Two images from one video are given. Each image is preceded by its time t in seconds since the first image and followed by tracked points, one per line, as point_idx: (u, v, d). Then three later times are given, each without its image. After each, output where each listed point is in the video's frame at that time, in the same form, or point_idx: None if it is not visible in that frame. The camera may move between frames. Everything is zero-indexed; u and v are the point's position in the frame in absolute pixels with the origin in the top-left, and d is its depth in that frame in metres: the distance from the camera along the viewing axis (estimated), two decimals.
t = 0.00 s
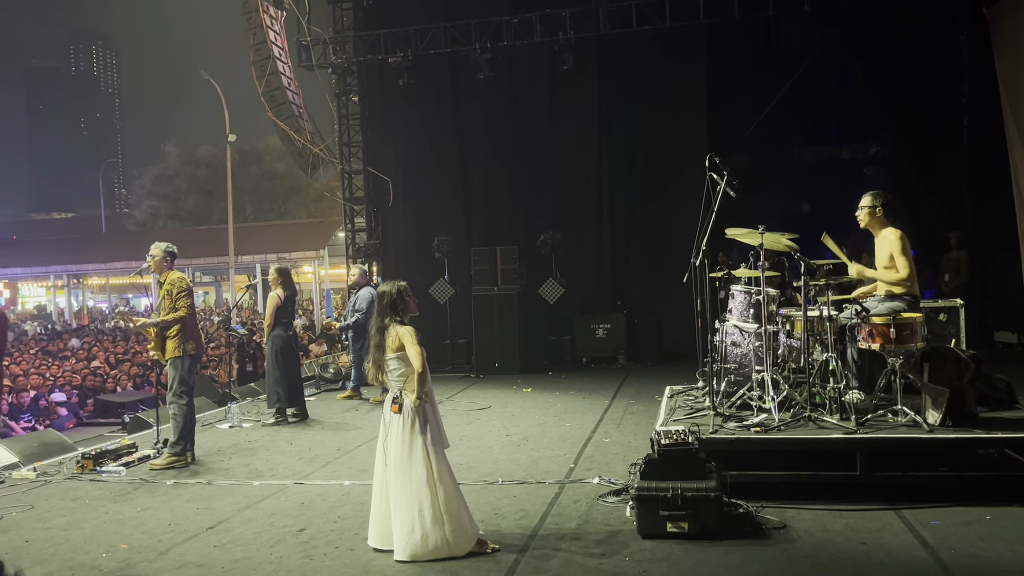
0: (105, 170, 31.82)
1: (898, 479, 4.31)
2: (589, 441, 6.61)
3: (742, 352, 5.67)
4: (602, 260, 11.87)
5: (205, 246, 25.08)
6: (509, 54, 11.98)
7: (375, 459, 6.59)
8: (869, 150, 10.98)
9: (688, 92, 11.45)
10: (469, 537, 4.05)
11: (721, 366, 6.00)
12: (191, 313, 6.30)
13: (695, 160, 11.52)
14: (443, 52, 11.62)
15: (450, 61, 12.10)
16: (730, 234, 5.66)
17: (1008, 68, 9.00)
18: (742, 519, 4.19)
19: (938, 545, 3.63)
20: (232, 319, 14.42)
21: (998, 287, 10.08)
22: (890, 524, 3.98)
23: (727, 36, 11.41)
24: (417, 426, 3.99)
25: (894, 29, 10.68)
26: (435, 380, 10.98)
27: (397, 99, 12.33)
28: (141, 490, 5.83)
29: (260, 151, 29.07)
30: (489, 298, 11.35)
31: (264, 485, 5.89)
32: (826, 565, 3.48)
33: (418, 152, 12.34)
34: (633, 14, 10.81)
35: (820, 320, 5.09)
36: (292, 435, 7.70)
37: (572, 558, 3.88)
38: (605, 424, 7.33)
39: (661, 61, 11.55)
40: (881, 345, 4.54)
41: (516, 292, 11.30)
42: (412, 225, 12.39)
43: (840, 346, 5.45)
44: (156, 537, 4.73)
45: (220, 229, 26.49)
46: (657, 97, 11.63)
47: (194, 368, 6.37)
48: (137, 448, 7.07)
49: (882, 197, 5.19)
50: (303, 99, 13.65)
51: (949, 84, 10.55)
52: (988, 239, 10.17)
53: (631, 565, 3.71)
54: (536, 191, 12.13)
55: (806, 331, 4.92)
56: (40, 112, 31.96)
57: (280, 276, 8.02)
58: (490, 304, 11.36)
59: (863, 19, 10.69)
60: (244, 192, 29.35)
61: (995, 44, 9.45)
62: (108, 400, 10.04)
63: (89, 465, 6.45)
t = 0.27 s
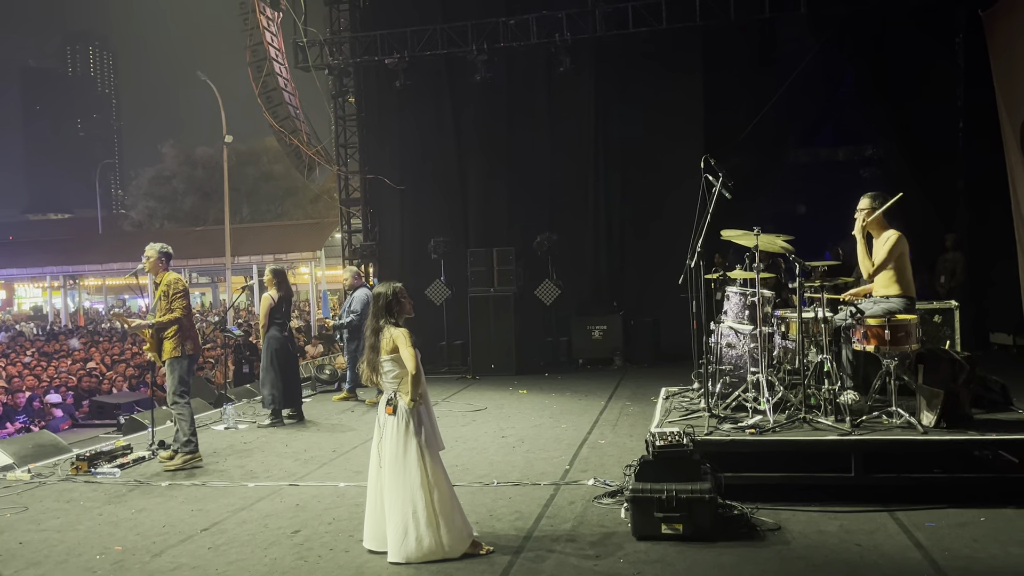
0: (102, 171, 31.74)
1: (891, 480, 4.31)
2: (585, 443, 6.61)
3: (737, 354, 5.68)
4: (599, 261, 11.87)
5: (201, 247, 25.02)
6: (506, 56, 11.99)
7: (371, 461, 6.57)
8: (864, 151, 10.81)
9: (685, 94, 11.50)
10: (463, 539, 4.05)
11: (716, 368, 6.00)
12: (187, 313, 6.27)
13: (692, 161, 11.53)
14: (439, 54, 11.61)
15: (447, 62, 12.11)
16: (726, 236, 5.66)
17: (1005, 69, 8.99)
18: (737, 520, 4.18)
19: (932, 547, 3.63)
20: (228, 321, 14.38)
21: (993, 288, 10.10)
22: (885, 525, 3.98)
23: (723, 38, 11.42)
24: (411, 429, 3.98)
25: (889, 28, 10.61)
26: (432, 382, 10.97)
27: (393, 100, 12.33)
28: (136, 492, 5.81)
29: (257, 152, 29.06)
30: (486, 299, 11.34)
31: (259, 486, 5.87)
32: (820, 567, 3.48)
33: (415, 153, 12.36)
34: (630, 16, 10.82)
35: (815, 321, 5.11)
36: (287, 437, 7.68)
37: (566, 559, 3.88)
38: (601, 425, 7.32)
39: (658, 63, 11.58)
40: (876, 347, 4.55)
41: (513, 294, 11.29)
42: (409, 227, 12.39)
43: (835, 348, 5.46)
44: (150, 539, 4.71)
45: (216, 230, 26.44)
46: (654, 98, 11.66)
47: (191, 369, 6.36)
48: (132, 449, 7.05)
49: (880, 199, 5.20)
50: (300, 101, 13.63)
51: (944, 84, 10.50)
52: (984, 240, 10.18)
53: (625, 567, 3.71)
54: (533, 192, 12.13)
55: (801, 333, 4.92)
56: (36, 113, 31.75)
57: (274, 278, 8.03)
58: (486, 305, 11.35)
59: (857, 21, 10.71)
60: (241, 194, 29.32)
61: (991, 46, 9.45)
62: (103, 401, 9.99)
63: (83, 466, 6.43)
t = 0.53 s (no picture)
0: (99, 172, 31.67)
1: (891, 482, 4.30)
2: (583, 444, 6.60)
3: (737, 355, 5.66)
4: (597, 262, 11.86)
5: (199, 248, 24.98)
6: (505, 56, 11.98)
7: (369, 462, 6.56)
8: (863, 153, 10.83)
9: (684, 95, 11.50)
10: (461, 541, 4.03)
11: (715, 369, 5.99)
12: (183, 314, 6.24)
13: (690, 162, 11.52)
14: (438, 54, 11.58)
15: (445, 62, 12.09)
16: (725, 237, 5.65)
17: (1004, 70, 8.99)
18: (737, 522, 4.17)
19: (933, 549, 3.62)
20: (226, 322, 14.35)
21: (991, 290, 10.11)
22: (885, 527, 3.97)
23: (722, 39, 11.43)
24: (410, 430, 3.96)
25: (888, 29, 10.60)
26: (430, 383, 10.95)
27: (392, 100, 12.31)
28: (133, 494, 5.79)
29: (255, 153, 29.05)
30: (484, 300, 11.33)
31: (257, 488, 5.85)
32: (821, 569, 3.47)
33: (414, 154, 12.34)
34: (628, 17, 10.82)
35: (814, 322, 5.10)
36: (285, 438, 7.66)
37: (566, 561, 3.86)
38: (600, 426, 7.31)
39: (656, 64, 11.58)
40: (876, 348, 4.54)
41: (511, 295, 11.28)
42: (407, 227, 12.37)
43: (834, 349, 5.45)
44: (148, 541, 4.69)
45: (214, 231, 26.40)
46: (652, 99, 11.65)
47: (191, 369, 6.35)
48: (129, 451, 7.02)
49: (880, 200, 5.20)
50: (298, 101, 13.63)
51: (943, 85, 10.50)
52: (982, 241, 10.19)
53: (625, 569, 3.69)
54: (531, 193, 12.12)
55: (800, 334, 4.91)
56: (34, 112, 31.94)
57: (273, 279, 8.00)
58: (485, 306, 11.34)
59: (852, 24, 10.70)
60: (239, 194, 29.30)
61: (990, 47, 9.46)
62: (101, 402, 9.93)
63: (81, 468, 6.40)
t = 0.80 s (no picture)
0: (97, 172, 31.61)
1: (894, 485, 4.29)
2: (584, 445, 6.58)
3: (738, 357, 5.65)
4: (597, 263, 11.84)
5: (196, 249, 24.93)
6: (504, 56, 11.95)
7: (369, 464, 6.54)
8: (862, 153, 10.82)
9: (683, 95, 11.48)
10: (462, 544, 4.01)
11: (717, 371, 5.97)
12: (179, 317, 6.19)
13: (690, 162, 11.51)
14: (437, 54, 11.56)
15: (444, 62, 12.06)
16: (727, 238, 5.63)
17: (1004, 70, 8.99)
18: (740, 525, 4.16)
19: (936, 553, 3.60)
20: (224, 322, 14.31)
21: (991, 290, 10.10)
22: (888, 531, 3.96)
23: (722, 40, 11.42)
24: (411, 433, 3.94)
25: (888, 30, 10.60)
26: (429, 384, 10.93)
27: (391, 100, 12.29)
28: (132, 496, 5.76)
29: (254, 153, 29.03)
30: (483, 300, 11.30)
31: (256, 490, 5.83)
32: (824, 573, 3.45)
33: (413, 154, 12.32)
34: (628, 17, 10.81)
35: (816, 324, 5.09)
36: (284, 440, 7.64)
37: (567, 565, 3.84)
38: (600, 428, 7.30)
39: (656, 64, 11.57)
40: (878, 350, 4.52)
41: (510, 295, 11.26)
42: (406, 228, 12.34)
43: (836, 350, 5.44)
44: (146, 544, 4.67)
45: (212, 231, 26.36)
46: (652, 99, 11.64)
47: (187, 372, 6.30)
48: (127, 453, 6.98)
49: (883, 201, 5.19)
50: (297, 101, 13.60)
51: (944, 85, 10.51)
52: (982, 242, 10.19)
53: (627, 573, 3.68)
54: (531, 193, 12.10)
55: (802, 336, 4.90)
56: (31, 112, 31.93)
57: (273, 280, 7.97)
58: (484, 306, 11.32)
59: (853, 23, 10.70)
60: (238, 194, 29.26)
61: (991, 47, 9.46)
62: (98, 403, 9.85)
63: (78, 470, 6.36)
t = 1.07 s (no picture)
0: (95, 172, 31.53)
1: (900, 489, 4.27)
2: (586, 448, 6.55)
3: (742, 359, 5.63)
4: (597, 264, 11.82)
5: (195, 250, 24.88)
6: (504, 57, 11.94)
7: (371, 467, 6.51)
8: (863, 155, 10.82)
9: (684, 97, 11.48)
10: (464, 548, 3.99)
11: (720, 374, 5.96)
12: (175, 322, 6.15)
13: (691, 164, 11.49)
14: (437, 55, 11.54)
15: (445, 63, 12.04)
16: (730, 240, 5.61)
17: (1006, 72, 8.98)
18: (745, 529, 4.14)
19: (943, 558, 3.58)
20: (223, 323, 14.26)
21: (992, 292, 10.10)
22: (894, 535, 3.94)
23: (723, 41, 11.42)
24: (413, 437, 3.92)
25: (889, 31, 10.58)
26: (430, 385, 10.90)
27: (391, 101, 12.27)
28: (131, 499, 5.73)
29: (253, 154, 29.01)
30: (484, 302, 11.28)
31: (257, 493, 5.80)
32: None
33: (413, 155, 12.31)
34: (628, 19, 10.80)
35: (820, 327, 5.07)
36: (285, 442, 7.61)
37: (572, 570, 3.82)
38: (602, 431, 7.27)
39: (656, 65, 11.56)
40: (883, 353, 4.50)
41: (511, 297, 11.23)
42: (406, 228, 12.32)
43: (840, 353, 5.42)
44: (147, 548, 4.64)
45: (211, 232, 26.31)
46: (653, 101, 11.63)
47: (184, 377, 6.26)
48: (127, 455, 6.95)
49: (888, 203, 5.17)
50: (297, 102, 13.58)
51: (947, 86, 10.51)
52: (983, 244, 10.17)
53: None
54: (531, 194, 12.08)
55: (807, 339, 4.88)
56: (29, 112, 31.88)
57: (274, 281, 7.95)
58: (485, 307, 11.29)
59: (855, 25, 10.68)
60: (237, 195, 29.23)
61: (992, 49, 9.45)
62: (96, 404, 9.76)
63: (77, 472, 6.32)
